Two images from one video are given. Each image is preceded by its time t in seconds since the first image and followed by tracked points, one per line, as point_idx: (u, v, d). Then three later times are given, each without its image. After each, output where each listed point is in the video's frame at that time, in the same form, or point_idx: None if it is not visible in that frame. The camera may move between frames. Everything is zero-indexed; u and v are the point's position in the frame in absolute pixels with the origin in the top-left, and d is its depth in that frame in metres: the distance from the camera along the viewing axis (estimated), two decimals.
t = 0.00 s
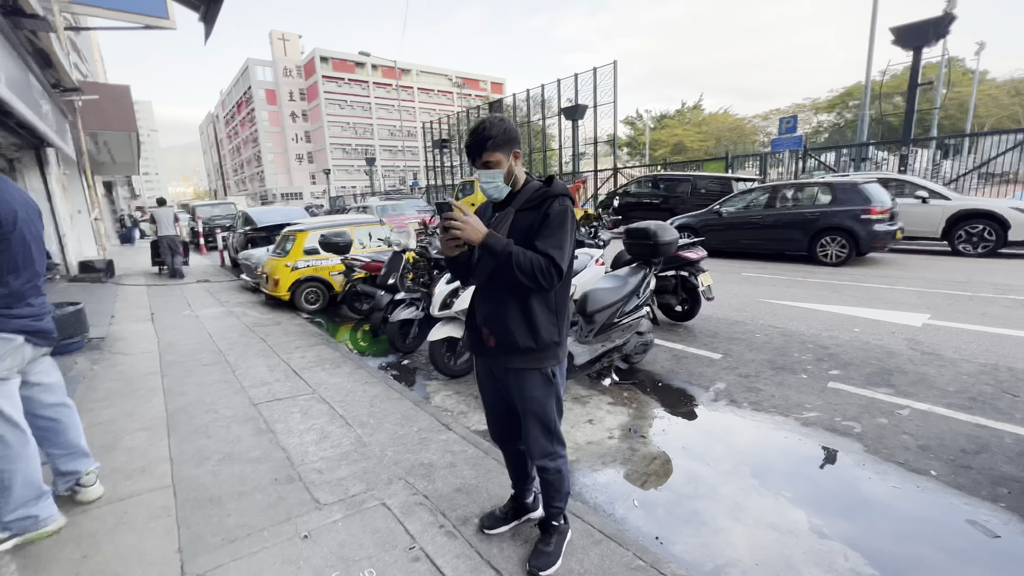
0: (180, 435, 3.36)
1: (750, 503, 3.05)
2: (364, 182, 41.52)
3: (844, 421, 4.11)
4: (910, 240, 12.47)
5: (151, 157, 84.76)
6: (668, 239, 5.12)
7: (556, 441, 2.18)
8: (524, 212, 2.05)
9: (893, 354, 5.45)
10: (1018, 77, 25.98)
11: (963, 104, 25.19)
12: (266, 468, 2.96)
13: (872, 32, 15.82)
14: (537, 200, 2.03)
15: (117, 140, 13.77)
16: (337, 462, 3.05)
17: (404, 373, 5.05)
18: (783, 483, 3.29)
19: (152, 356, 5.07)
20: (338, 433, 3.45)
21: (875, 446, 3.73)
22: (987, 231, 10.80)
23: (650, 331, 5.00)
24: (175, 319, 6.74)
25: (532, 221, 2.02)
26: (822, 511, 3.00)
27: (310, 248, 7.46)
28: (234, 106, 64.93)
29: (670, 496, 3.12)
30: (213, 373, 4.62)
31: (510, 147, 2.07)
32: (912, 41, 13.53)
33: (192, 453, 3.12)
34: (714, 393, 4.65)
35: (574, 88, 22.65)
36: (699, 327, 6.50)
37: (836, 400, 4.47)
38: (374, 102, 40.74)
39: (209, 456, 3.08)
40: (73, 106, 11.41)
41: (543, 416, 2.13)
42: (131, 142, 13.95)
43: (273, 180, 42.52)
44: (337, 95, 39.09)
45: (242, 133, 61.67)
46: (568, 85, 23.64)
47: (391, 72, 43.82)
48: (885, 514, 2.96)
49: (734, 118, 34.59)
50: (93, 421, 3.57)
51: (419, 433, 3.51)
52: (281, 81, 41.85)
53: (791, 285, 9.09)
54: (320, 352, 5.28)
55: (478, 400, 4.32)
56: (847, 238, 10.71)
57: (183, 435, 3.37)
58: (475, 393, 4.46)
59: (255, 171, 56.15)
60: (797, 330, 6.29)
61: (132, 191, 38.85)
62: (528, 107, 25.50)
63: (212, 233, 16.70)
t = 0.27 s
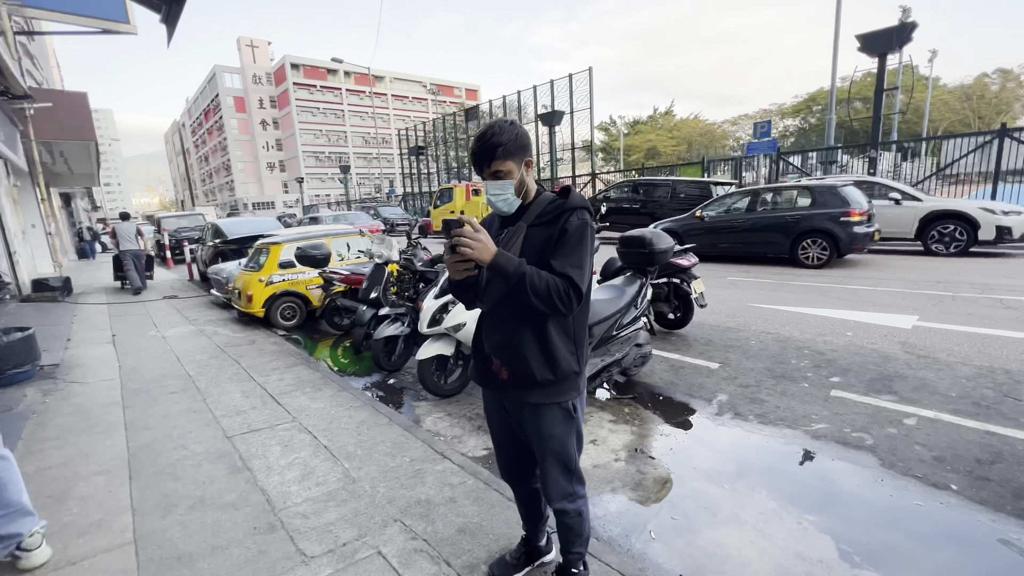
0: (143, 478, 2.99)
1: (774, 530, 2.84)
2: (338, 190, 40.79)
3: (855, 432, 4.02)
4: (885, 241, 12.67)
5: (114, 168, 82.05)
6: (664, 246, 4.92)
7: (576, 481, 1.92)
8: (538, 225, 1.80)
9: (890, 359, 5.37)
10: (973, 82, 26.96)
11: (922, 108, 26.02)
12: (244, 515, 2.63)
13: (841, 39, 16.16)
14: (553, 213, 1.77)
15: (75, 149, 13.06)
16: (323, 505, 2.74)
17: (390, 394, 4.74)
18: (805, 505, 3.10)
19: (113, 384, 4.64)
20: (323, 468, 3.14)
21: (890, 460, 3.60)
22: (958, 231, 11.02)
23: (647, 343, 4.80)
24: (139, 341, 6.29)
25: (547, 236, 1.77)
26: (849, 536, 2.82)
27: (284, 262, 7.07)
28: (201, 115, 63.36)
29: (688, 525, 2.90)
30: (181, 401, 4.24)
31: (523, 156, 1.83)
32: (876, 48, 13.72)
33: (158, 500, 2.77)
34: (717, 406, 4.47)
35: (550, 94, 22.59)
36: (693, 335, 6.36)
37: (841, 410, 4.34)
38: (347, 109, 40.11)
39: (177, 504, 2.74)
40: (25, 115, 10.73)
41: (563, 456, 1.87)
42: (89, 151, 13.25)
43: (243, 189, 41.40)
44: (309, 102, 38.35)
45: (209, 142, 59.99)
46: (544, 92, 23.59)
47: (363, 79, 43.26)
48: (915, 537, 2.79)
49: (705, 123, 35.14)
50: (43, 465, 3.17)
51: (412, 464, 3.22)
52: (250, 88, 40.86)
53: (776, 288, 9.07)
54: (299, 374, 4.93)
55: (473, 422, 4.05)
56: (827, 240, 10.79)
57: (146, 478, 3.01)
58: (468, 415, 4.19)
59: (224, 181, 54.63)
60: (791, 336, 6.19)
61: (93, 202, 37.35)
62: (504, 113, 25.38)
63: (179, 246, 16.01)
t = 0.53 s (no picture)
0: (115, 520, 2.69)
1: (818, 565, 2.56)
2: (332, 203, 40.57)
3: (889, 449, 3.76)
4: (888, 245, 12.49)
5: (107, 184, 81.78)
6: (675, 254, 4.71)
7: (609, 528, 1.65)
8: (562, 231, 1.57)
9: (914, 368, 5.12)
10: (965, 86, 27.05)
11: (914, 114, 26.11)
12: (226, 563, 2.34)
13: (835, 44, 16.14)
14: (580, 217, 1.54)
15: (62, 165, 12.78)
16: (316, 548, 2.45)
17: (388, 415, 4.45)
18: (848, 534, 2.82)
19: (91, 410, 4.33)
20: (316, 504, 2.84)
21: (935, 480, 3.32)
22: (963, 234, 10.84)
23: (661, 355, 4.53)
24: (123, 361, 5.98)
25: (575, 244, 1.54)
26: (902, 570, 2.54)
27: (276, 276, 6.79)
28: (194, 130, 63.34)
29: (724, 561, 2.62)
30: (163, 428, 3.94)
31: (543, 152, 1.60)
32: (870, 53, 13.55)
33: (130, 546, 2.47)
34: (738, 423, 4.20)
35: (545, 104, 22.50)
36: (704, 345, 6.10)
37: (872, 426, 4.07)
38: (341, 122, 40.02)
39: (151, 551, 2.44)
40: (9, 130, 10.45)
41: (594, 499, 1.60)
42: (77, 166, 12.97)
43: (237, 204, 41.10)
44: (302, 116, 38.25)
45: (202, 157, 59.74)
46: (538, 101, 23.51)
47: (357, 92, 43.24)
48: (976, 570, 2.51)
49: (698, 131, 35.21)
50: (6, 505, 2.87)
51: (414, 496, 2.93)
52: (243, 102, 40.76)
53: (784, 295, 8.84)
54: (291, 395, 4.63)
55: (478, 445, 3.77)
56: (832, 245, 10.58)
57: (119, 519, 2.71)
58: (473, 437, 3.91)
59: (218, 196, 54.29)
60: (807, 345, 5.94)
61: (84, 219, 36.95)
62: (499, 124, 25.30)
63: (170, 261, 15.69)
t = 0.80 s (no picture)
0: (68, 568, 2.37)
1: None
2: (326, 211, 40.21)
3: (926, 481, 3.60)
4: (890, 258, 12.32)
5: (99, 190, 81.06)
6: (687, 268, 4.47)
7: None
8: (598, 246, 1.36)
9: (936, 390, 4.86)
10: (957, 100, 27.18)
11: (907, 128, 26.18)
12: None
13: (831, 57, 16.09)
14: (619, 230, 1.34)
15: (46, 168, 12.40)
16: None
17: (380, 438, 4.13)
18: None
19: (57, 431, 3.99)
20: (296, 547, 2.52)
21: (982, 519, 3.18)
22: (967, 248, 10.67)
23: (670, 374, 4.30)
24: (99, 375, 5.63)
25: (613, 262, 1.33)
26: None
27: (264, 286, 6.48)
28: (187, 136, 62.96)
29: None
30: (134, 452, 3.61)
31: (573, 147, 1.38)
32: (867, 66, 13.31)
33: None
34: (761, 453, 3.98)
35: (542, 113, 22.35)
36: (712, 362, 5.83)
37: (905, 457, 3.88)
38: (336, 129, 39.77)
39: None
40: None
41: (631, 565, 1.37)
42: (61, 169, 12.60)
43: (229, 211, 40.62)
44: (297, 123, 37.98)
45: (195, 163, 59.16)
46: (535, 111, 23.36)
47: (353, 100, 43.08)
48: None
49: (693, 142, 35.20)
50: None
51: (408, 537, 2.62)
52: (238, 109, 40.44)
53: (789, 309, 8.60)
54: (277, 415, 4.30)
55: (477, 475, 3.46)
56: (836, 258, 10.38)
57: (72, 566, 2.38)
58: (471, 464, 3.60)
59: (210, 202, 53.68)
60: (820, 363, 5.69)
61: (72, 224, 36.36)
62: (495, 133, 25.14)
63: (158, 268, 15.28)
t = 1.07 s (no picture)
0: None
1: None
2: (293, 207, 39.08)
3: (907, 492, 3.54)
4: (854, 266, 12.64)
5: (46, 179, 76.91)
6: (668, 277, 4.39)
7: None
8: (618, 257, 1.22)
9: (909, 398, 4.89)
10: (912, 115, 28.39)
11: (866, 141, 27.23)
12: None
13: (798, 68, 16.49)
14: (643, 240, 1.20)
15: None
16: None
17: (349, 450, 3.86)
18: None
19: None
20: None
21: (965, 532, 3.12)
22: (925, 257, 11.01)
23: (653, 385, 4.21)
24: (35, 382, 5.15)
25: (636, 276, 1.20)
26: None
27: (225, 285, 6.10)
28: (145, 126, 60.41)
29: None
30: (70, 471, 3.26)
31: (591, 143, 1.22)
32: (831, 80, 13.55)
33: None
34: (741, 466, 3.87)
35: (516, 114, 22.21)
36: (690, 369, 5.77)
37: (884, 468, 3.80)
38: (304, 124, 38.68)
39: None
40: None
41: None
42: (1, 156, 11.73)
43: (188, 204, 38.95)
44: (263, 115, 36.75)
45: (152, 153, 56.52)
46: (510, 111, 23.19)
47: (322, 94, 42.03)
48: None
49: (662, 149, 35.82)
50: None
51: (380, 566, 2.40)
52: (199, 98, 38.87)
53: (761, 314, 8.67)
54: (235, 427, 3.98)
55: (454, 491, 3.24)
56: (804, 264, 10.55)
57: None
58: (447, 480, 3.37)
59: (168, 194, 51.42)
60: (796, 370, 5.69)
61: (15, 215, 34.20)
62: (469, 132, 24.88)
63: (108, 264, 14.42)
